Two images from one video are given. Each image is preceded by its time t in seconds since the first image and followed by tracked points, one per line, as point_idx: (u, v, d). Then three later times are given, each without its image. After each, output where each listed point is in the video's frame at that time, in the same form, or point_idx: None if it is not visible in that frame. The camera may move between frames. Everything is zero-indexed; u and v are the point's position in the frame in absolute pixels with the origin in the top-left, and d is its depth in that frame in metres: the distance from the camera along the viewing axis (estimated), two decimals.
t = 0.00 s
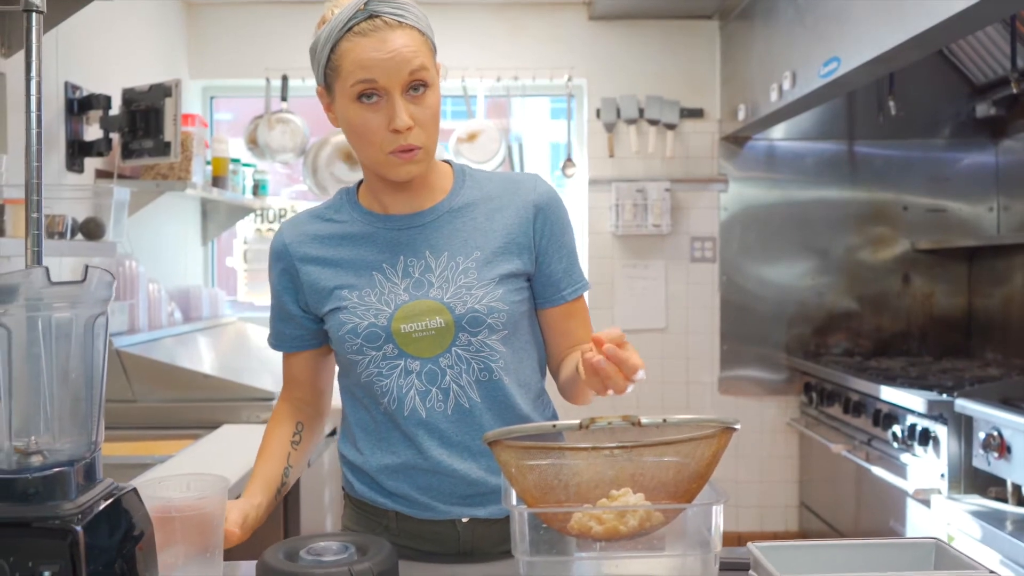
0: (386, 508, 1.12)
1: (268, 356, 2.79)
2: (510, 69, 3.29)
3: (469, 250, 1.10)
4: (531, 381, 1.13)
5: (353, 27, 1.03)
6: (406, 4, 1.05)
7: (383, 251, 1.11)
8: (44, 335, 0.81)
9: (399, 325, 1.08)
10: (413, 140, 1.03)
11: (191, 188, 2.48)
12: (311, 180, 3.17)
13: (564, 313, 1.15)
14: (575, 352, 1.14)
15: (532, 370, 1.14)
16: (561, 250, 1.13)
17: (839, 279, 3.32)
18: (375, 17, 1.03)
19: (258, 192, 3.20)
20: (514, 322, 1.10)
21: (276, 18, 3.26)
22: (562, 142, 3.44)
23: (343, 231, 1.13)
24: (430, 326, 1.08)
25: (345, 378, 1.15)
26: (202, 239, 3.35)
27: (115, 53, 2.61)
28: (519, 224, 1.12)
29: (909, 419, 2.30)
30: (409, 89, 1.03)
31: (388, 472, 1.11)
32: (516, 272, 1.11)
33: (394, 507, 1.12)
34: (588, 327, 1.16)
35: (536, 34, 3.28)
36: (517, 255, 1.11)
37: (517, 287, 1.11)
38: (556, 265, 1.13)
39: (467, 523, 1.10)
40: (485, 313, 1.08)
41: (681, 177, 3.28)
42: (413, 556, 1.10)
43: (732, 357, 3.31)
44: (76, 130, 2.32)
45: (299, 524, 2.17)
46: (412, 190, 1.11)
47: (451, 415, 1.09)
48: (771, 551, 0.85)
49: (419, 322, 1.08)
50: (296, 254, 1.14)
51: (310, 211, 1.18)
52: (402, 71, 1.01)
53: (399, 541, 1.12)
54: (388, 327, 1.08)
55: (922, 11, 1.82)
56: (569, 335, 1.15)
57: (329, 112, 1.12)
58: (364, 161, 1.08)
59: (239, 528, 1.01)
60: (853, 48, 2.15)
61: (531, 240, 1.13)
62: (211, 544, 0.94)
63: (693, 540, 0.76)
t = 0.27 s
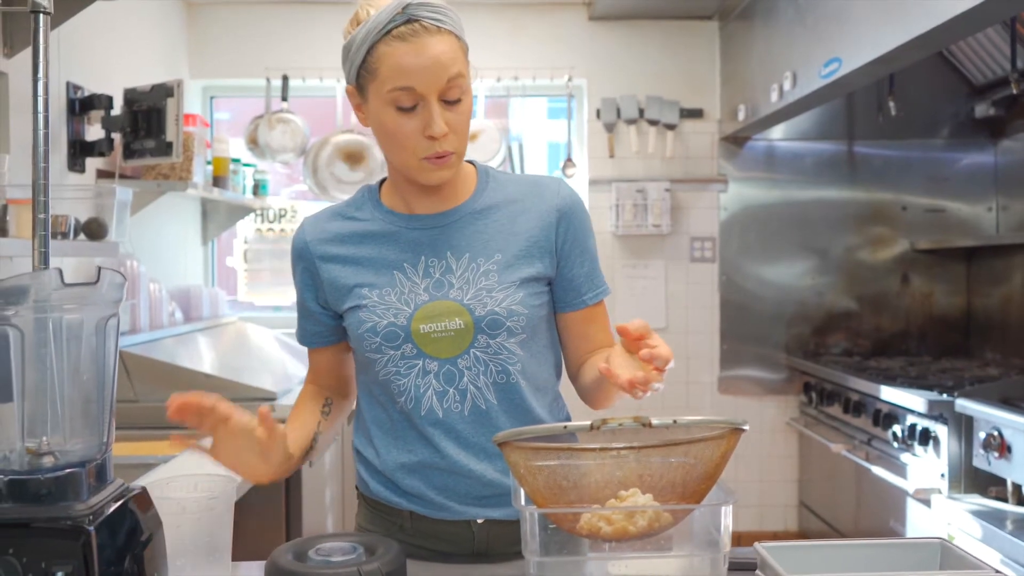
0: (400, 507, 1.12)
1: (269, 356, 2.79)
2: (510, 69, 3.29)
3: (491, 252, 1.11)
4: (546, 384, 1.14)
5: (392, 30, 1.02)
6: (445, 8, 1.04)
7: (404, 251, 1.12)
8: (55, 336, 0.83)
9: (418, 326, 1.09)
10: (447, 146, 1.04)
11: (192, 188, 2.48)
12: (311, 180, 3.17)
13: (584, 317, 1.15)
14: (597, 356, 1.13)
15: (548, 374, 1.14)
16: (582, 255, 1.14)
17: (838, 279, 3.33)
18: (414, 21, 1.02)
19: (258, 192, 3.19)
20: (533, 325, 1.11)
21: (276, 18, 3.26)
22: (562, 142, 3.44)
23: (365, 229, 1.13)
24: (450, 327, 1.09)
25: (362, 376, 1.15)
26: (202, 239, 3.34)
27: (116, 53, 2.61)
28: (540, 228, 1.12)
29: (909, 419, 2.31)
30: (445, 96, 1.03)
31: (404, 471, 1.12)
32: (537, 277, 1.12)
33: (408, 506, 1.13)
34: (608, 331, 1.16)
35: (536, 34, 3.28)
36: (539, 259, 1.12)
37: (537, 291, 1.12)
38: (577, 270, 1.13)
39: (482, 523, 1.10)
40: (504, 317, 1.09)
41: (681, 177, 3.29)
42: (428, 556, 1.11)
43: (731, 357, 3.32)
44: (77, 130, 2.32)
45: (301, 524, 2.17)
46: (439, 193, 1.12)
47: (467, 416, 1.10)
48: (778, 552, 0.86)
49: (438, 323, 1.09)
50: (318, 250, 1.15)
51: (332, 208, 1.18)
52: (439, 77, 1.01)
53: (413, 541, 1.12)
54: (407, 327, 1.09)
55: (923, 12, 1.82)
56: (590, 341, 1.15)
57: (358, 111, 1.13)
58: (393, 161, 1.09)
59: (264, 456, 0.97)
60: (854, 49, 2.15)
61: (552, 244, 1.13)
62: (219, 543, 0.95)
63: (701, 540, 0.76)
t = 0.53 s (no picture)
0: (404, 503, 1.13)
1: (267, 356, 2.79)
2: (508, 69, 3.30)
3: (514, 254, 1.12)
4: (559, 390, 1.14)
5: (428, 25, 1.03)
6: (481, 7, 1.06)
7: (428, 247, 1.12)
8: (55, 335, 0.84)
9: (439, 323, 1.09)
10: (474, 141, 1.04)
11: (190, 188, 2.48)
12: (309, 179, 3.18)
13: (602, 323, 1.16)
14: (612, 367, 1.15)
15: (560, 376, 1.15)
16: (603, 263, 1.15)
17: (836, 278, 3.33)
18: (450, 16, 1.04)
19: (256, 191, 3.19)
20: (551, 329, 1.11)
21: (274, 18, 3.26)
22: (560, 142, 3.45)
23: (390, 223, 1.13)
24: (470, 326, 1.09)
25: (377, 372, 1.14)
26: (201, 239, 3.35)
27: (114, 53, 2.61)
28: (565, 232, 1.13)
29: (907, 418, 2.32)
30: (476, 92, 1.03)
31: (411, 468, 1.12)
32: (557, 281, 1.13)
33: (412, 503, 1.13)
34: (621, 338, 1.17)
35: (534, 34, 3.28)
36: (561, 263, 1.13)
37: (556, 295, 1.13)
38: (598, 277, 1.15)
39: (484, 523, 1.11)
40: (524, 318, 1.09)
41: (679, 177, 3.29)
42: (432, 553, 1.12)
43: (729, 356, 3.33)
44: (76, 130, 2.33)
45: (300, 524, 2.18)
46: (464, 190, 1.12)
47: (481, 415, 1.10)
48: (774, 549, 0.87)
49: (459, 321, 1.09)
50: (341, 240, 1.14)
51: (357, 200, 1.18)
52: (472, 72, 1.02)
53: (415, 539, 1.13)
54: (428, 323, 1.09)
55: (920, 12, 1.83)
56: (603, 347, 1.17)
57: (389, 104, 1.13)
58: (420, 156, 1.09)
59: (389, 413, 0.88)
60: (851, 48, 2.16)
61: (575, 250, 1.14)
62: (218, 541, 0.94)
63: (696, 537, 0.77)
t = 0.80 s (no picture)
0: (402, 501, 1.13)
1: (264, 356, 2.80)
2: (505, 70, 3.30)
3: (535, 258, 1.13)
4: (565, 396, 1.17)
5: (464, 16, 1.04)
6: (518, 4, 1.06)
7: (449, 244, 1.13)
8: (47, 336, 0.85)
9: (457, 321, 1.10)
10: (499, 134, 1.04)
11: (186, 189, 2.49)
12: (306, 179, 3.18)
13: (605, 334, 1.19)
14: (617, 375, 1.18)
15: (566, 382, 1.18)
16: (616, 275, 1.19)
17: (832, 277, 3.34)
18: (487, 9, 1.04)
19: (253, 192, 3.20)
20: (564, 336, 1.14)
21: (271, 19, 3.27)
22: (557, 142, 3.45)
23: (413, 215, 1.13)
24: (488, 327, 1.11)
25: (387, 365, 1.13)
26: (197, 239, 3.35)
27: (111, 54, 2.62)
28: (585, 241, 1.16)
29: (901, 417, 2.32)
30: (506, 85, 1.04)
31: (414, 464, 1.12)
32: (573, 289, 1.15)
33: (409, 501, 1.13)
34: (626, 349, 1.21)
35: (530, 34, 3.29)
36: (578, 272, 1.15)
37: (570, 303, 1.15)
38: (611, 288, 1.18)
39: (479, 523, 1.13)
40: (541, 323, 1.11)
41: (675, 177, 3.30)
42: (429, 552, 1.12)
43: (726, 356, 3.33)
44: (72, 131, 2.33)
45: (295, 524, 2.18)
46: (487, 186, 1.13)
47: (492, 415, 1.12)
48: (761, 547, 0.87)
49: (478, 320, 1.11)
50: (363, 227, 1.13)
51: (380, 189, 1.16)
52: (503, 66, 1.02)
53: (411, 538, 1.13)
54: (447, 320, 1.10)
55: (913, 12, 1.83)
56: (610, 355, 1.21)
57: (421, 92, 1.13)
58: (445, 145, 1.09)
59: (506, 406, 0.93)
60: (845, 48, 2.17)
61: (592, 260, 1.17)
62: (210, 538, 0.95)
63: (683, 535, 0.78)
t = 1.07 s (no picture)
0: (403, 501, 1.14)
1: (263, 357, 2.81)
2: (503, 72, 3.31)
3: (556, 268, 1.14)
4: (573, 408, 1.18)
5: (499, 20, 1.05)
6: (553, 13, 1.07)
7: (471, 246, 1.14)
8: (45, 342, 0.86)
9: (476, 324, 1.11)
10: (525, 137, 1.04)
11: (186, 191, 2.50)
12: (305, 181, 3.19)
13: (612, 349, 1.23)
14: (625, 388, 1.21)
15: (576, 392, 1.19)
16: (631, 293, 1.20)
17: (830, 279, 3.35)
18: (521, 15, 1.05)
19: (253, 194, 3.21)
20: (576, 348, 1.16)
21: (271, 21, 3.28)
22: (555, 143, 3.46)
23: (439, 216, 1.14)
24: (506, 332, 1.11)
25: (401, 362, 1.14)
26: (197, 241, 3.36)
27: (111, 57, 2.63)
28: (605, 255, 1.17)
29: (898, 418, 2.33)
30: (534, 90, 1.04)
31: (420, 464, 1.12)
32: (590, 303, 1.16)
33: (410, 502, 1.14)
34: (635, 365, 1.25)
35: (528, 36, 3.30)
36: (596, 287, 1.16)
37: (585, 317, 1.17)
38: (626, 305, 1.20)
39: (479, 528, 1.13)
40: (557, 333, 1.13)
41: (673, 178, 3.31)
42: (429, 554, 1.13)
43: (724, 357, 3.34)
44: (72, 134, 2.34)
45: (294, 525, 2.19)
46: (512, 192, 1.13)
47: (502, 421, 1.12)
48: (754, 550, 0.88)
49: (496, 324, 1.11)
50: (388, 223, 1.13)
51: (407, 188, 1.18)
52: (533, 70, 1.03)
53: (411, 539, 1.14)
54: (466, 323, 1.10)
55: (909, 16, 1.84)
56: (620, 368, 1.24)
57: (453, 95, 1.14)
58: (472, 148, 1.09)
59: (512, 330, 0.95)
60: (842, 51, 2.17)
61: (610, 276, 1.18)
62: (207, 539, 0.96)
63: (675, 537, 0.79)
